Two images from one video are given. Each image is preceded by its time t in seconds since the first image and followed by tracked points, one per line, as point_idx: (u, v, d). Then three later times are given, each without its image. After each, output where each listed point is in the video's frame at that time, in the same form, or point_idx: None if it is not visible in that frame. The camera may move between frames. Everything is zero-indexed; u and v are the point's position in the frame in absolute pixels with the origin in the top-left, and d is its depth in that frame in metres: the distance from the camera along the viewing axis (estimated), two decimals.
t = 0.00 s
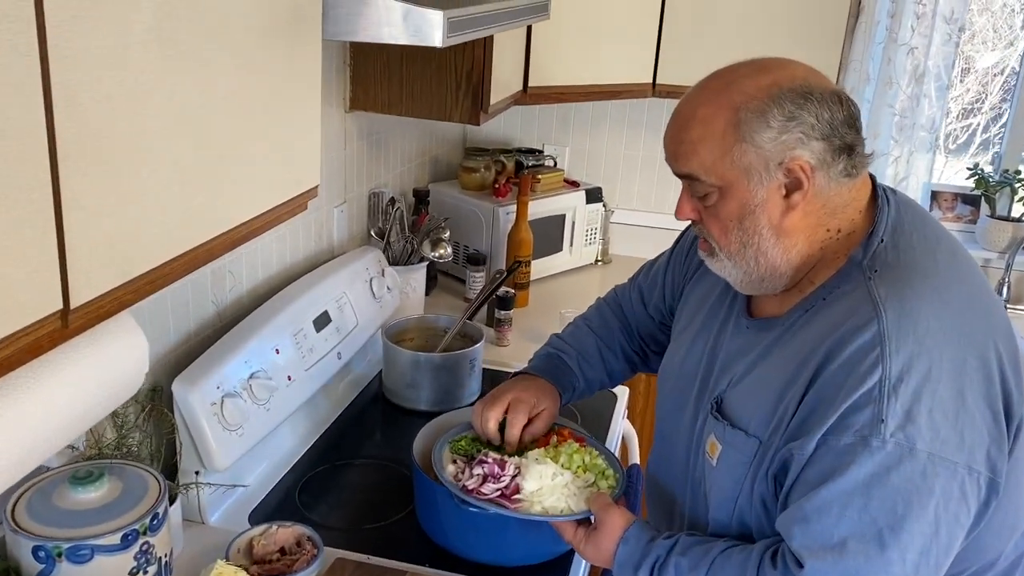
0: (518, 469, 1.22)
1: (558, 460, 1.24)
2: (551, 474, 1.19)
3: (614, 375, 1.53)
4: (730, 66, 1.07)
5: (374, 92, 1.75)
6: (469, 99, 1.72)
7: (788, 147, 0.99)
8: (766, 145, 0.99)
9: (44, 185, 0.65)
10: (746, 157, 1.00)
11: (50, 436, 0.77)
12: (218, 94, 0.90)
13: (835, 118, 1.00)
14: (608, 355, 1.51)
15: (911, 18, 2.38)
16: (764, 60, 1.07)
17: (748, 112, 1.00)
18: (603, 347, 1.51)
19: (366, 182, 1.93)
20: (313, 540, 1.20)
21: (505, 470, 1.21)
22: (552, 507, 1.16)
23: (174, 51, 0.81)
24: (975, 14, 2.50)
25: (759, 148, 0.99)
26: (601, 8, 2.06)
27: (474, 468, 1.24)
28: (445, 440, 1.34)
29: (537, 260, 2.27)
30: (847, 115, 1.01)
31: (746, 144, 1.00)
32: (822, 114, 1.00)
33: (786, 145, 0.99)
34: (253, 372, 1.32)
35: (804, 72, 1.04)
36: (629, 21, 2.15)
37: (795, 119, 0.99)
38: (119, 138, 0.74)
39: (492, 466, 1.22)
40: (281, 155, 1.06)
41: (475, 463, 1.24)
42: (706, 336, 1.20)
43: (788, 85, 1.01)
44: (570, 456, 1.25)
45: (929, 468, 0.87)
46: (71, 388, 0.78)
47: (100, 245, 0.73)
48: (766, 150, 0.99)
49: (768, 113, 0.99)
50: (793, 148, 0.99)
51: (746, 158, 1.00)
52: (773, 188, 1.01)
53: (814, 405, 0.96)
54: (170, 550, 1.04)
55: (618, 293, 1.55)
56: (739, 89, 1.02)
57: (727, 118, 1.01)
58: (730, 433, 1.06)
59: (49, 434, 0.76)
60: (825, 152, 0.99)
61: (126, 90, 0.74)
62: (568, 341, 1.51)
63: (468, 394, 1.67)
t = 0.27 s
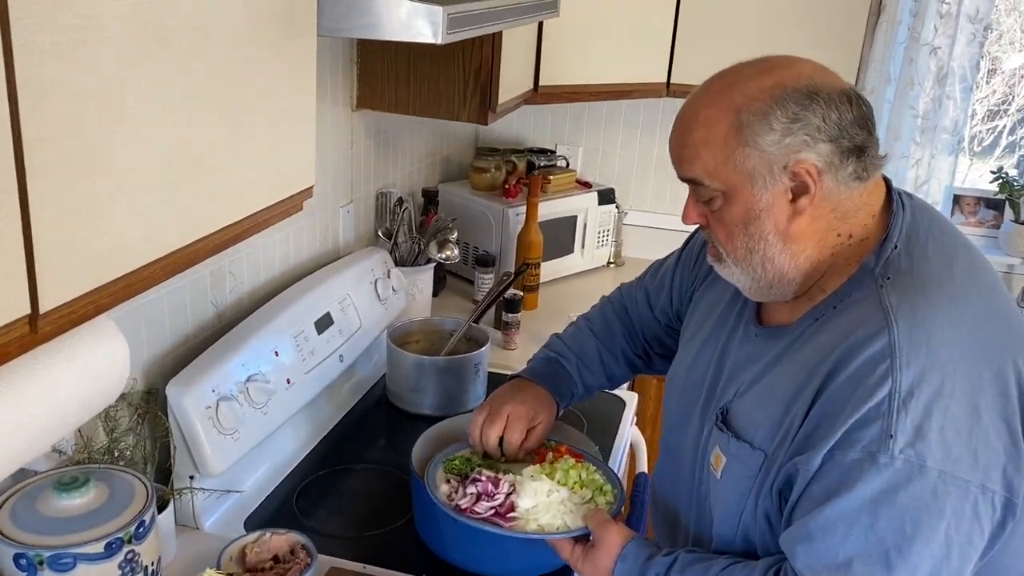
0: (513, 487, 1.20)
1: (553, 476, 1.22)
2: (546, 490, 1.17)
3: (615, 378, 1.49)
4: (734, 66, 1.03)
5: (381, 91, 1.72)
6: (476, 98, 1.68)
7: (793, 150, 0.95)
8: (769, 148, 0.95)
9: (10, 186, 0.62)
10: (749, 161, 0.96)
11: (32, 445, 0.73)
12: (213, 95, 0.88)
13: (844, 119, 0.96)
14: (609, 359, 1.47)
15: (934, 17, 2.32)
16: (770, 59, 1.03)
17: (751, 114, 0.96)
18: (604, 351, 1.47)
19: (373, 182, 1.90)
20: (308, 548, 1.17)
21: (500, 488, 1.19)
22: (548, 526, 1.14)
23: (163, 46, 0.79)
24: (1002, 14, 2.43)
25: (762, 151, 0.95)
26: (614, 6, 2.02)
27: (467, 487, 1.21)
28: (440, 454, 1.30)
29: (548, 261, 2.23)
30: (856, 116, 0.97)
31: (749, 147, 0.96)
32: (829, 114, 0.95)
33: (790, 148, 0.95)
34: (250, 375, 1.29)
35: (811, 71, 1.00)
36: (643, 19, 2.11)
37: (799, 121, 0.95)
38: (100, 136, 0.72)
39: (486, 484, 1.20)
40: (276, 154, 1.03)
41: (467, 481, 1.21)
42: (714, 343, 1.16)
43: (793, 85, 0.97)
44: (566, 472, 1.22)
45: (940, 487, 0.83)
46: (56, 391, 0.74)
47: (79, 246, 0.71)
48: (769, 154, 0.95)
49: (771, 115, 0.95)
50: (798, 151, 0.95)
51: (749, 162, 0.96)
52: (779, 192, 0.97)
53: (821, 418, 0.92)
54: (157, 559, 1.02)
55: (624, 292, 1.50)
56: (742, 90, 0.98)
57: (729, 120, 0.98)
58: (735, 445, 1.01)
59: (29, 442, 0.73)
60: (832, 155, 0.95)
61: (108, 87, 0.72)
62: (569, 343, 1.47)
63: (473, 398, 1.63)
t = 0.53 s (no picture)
0: (500, 509, 1.22)
1: (542, 496, 1.23)
2: (534, 511, 1.19)
3: (616, 379, 1.46)
4: (732, 66, 1.01)
5: (387, 89, 1.70)
6: (483, 97, 1.65)
7: (789, 154, 0.92)
8: (765, 152, 0.93)
9: None
10: (744, 166, 0.94)
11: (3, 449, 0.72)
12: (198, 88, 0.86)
13: (843, 121, 0.93)
14: (610, 358, 1.44)
15: (956, 15, 2.27)
16: (769, 58, 1.00)
17: (746, 117, 0.94)
18: (605, 350, 1.44)
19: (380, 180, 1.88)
20: (299, 553, 1.15)
21: (486, 510, 1.21)
22: (537, 547, 1.16)
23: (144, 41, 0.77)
24: None
25: (758, 155, 0.93)
26: (628, 4, 1.99)
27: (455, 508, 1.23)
28: (431, 471, 1.32)
29: (557, 262, 2.21)
30: (855, 118, 0.94)
31: (744, 151, 0.94)
32: (827, 116, 0.93)
33: (786, 152, 0.92)
34: (246, 376, 1.28)
35: (810, 71, 0.97)
36: (657, 17, 2.08)
37: (796, 124, 0.92)
38: (75, 133, 0.70)
39: (473, 504, 1.22)
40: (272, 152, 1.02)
41: (455, 501, 1.23)
42: (714, 351, 1.13)
43: (790, 87, 0.94)
44: (555, 491, 1.24)
45: (938, 507, 0.81)
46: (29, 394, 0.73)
47: (52, 245, 0.69)
48: (764, 158, 0.93)
49: (766, 118, 0.93)
50: (795, 155, 0.92)
51: (745, 166, 0.94)
52: (776, 197, 0.94)
53: (815, 432, 0.89)
54: (142, 562, 1.01)
55: (635, 291, 1.47)
56: (737, 92, 0.96)
57: (725, 123, 0.95)
58: (730, 457, 0.99)
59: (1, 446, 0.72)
60: (830, 159, 0.93)
61: (84, 82, 0.70)
62: (569, 339, 1.45)
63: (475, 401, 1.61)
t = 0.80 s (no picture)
0: (490, 509, 1.21)
1: (535, 496, 1.22)
2: (525, 512, 1.18)
3: (647, 386, 1.43)
4: (734, 62, 0.98)
5: (396, 85, 1.69)
6: (492, 94, 1.63)
7: (790, 154, 0.90)
8: (765, 151, 0.90)
9: None
10: (744, 164, 0.92)
11: None
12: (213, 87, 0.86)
13: (846, 120, 0.90)
14: (638, 366, 1.42)
15: (982, 13, 2.21)
16: (772, 54, 0.97)
17: (747, 114, 0.91)
18: (633, 358, 1.42)
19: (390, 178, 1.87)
20: (294, 553, 1.14)
21: (475, 509, 1.20)
22: (527, 549, 1.15)
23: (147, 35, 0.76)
24: None
25: (758, 154, 0.91)
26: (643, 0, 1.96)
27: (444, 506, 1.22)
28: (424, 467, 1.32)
29: (570, 261, 2.19)
30: (859, 116, 0.91)
31: (744, 150, 0.91)
32: (830, 115, 0.90)
33: (787, 151, 0.90)
34: (246, 373, 1.27)
35: (814, 67, 0.94)
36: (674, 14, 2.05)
37: (797, 122, 0.90)
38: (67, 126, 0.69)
39: (463, 504, 1.21)
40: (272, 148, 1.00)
41: (444, 501, 1.22)
42: (713, 355, 1.12)
43: (792, 84, 0.92)
44: (547, 492, 1.23)
45: (936, 519, 0.78)
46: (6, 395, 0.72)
47: (38, 238, 0.69)
48: (764, 157, 0.91)
49: (767, 116, 0.90)
50: (796, 154, 0.90)
51: (744, 165, 0.92)
52: (776, 197, 0.92)
53: (810, 439, 0.88)
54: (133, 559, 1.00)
55: (652, 297, 1.44)
56: (738, 89, 0.94)
57: (724, 121, 0.93)
58: (726, 463, 0.99)
59: None
60: (832, 159, 0.90)
61: (76, 76, 0.69)
62: (595, 351, 1.42)
63: (480, 401, 1.59)
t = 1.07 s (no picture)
0: (491, 510, 1.20)
1: (538, 497, 1.22)
2: (527, 513, 1.17)
3: (655, 388, 1.42)
4: (745, 55, 0.96)
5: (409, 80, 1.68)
6: (504, 89, 1.62)
7: (800, 151, 0.88)
8: (774, 147, 0.88)
9: None
10: (752, 161, 0.90)
11: None
12: (224, 78, 0.85)
13: (858, 117, 0.88)
14: (646, 367, 1.40)
15: (1009, 9, 2.17)
16: (784, 48, 0.95)
17: (756, 109, 0.89)
18: (641, 360, 1.40)
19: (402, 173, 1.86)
20: (295, 549, 1.14)
21: (477, 511, 1.19)
22: (529, 551, 1.14)
23: (158, 24, 0.75)
24: None
25: (767, 150, 0.89)
26: None
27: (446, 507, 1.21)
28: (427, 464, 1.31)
29: (584, 259, 2.17)
30: (873, 113, 0.89)
31: (753, 146, 0.89)
32: (841, 112, 0.88)
33: (797, 148, 0.88)
34: (251, 368, 1.27)
35: (827, 63, 0.92)
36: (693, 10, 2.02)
37: (808, 118, 0.87)
38: (74, 115, 0.69)
39: (465, 505, 1.21)
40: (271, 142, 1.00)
41: (447, 501, 1.22)
42: (719, 355, 1.10)
43: (804, 79, 0.89)
44: (551, 492, 1.22)
45: (942, 527, 0.76)
46: None
47: (42, 228, 0.68)
48: (773, 153, 0.89)
49: (777, 112, 0.88)
50: (806, 151, 0.88)
51: (752, 161, 0.90)
52: (785, 195, 0.90)
53: (813, 442, 0.86)
54: (133, 552, 1.00)
55: (662, 299, 1.43)
56: (747, 84, 0.91)
57: (733, 116, 0.91)
58: (729, 466, 0.97)
59: None
60: (843, 156, 0.88)
61: (84, 64, 0.69)
62: (603, 352, 1.41)
63: (489, 399, 1.58)
